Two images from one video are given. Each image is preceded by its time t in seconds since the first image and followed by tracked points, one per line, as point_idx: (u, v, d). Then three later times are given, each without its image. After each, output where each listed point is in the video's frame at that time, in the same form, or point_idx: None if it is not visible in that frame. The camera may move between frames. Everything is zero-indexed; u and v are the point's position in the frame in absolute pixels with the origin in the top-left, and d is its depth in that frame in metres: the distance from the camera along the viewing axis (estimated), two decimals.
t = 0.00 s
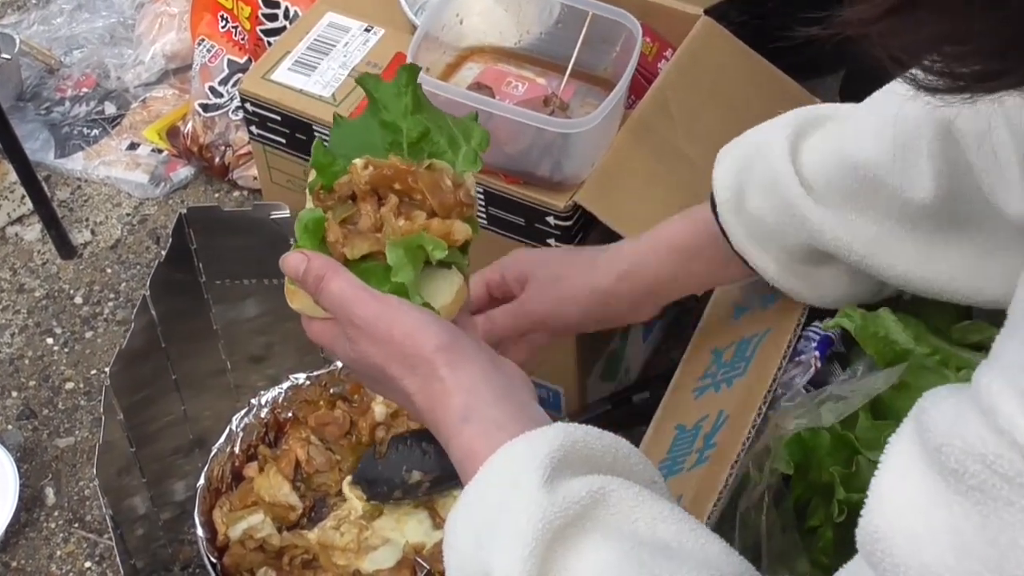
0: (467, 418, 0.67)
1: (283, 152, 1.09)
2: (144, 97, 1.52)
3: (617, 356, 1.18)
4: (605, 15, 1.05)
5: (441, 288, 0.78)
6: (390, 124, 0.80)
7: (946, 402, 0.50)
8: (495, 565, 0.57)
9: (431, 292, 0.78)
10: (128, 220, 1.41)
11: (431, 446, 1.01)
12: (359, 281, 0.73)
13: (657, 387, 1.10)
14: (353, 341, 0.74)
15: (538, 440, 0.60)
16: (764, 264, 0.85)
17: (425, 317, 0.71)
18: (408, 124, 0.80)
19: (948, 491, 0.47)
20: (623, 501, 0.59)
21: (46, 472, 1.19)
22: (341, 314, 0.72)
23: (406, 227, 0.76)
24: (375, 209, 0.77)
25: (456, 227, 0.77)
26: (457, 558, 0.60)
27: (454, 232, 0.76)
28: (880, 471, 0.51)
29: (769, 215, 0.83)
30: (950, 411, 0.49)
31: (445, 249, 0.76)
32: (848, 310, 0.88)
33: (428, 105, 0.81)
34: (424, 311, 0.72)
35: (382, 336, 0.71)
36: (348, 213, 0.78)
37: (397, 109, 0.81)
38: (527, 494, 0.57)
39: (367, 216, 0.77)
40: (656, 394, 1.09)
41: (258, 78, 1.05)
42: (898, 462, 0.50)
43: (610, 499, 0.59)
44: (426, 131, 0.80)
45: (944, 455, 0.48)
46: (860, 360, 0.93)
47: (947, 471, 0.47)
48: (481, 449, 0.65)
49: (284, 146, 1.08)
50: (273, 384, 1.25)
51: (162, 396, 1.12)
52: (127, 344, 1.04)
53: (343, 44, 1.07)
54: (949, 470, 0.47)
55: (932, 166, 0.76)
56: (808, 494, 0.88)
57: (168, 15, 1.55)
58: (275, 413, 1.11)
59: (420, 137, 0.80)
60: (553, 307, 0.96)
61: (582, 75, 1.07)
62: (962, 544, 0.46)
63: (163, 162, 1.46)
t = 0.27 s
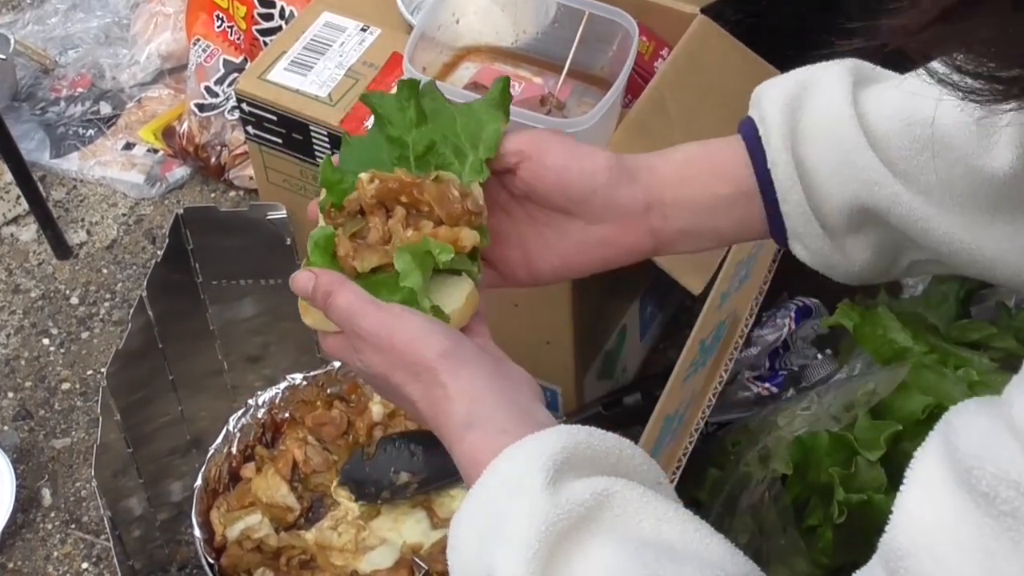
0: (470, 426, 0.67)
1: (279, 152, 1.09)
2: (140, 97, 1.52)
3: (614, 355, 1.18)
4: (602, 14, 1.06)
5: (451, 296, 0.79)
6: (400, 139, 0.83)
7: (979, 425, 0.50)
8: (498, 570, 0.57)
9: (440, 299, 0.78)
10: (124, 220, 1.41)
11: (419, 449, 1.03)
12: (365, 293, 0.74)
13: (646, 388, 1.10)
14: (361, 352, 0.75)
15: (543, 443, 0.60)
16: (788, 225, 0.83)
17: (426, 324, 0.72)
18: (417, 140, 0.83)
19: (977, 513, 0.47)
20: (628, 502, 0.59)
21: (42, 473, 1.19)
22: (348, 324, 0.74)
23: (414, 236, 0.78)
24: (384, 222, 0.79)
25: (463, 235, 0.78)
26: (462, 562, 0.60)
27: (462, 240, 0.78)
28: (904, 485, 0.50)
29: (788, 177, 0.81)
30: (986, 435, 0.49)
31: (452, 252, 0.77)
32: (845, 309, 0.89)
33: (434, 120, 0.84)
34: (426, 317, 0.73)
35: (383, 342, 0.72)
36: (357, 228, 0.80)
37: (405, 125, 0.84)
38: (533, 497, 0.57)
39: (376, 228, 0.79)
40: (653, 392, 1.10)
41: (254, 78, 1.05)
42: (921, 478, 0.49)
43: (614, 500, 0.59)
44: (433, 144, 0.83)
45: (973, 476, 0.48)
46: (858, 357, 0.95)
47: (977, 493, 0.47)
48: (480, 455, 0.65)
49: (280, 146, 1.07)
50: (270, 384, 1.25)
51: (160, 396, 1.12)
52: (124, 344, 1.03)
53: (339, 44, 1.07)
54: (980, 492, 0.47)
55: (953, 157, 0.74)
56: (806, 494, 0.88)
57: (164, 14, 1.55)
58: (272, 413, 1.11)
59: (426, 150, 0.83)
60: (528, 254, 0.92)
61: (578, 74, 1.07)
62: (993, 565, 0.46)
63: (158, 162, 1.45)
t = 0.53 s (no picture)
0: (468, 425, 0.66)
1: (278, 149, 1.08)
2: (139, 93, 1.52)
3: (613, 352, 1.18)
4: (603, 12, 1.05)
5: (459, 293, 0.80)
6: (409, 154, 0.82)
7: (988, 442, 0.49)
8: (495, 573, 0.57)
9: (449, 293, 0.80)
10: (122, 217, 1.41)
11: (415, 447, 1.03)
12: (364, 289, 0.75)
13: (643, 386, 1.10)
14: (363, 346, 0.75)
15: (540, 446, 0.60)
16: (806, 240, 0.82)
17: (425, 320, 0.72)
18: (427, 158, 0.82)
19: (993, 540, 0.47)
20: (626, 503, 0.59)
21: (41, 469, 1.19)
22: (349, 320, 0.74)
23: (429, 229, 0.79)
24: (393, 237, 0.79)
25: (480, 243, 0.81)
26: (458, 563, 0.60)
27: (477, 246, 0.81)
28: (916, 505, 0.50)
29: (810, 194, 0.79)
30: (997, 455, 0.48)
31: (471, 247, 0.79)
32: (846, 307, 0.91)
33: (440, 137, 0.82)
34: (423, 313, 0.73)
35: (384, 339, 0.72)
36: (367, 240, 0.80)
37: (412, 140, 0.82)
38: (529, 500, 0.57)
39: (387, 245, 0.79)
40: (652, 390, 1.10)
41: (254, 74, 1.05)
42: (937, 502, 0.49)
43: (612, 501, 0.59)
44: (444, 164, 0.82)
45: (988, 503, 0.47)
46: (857, 354, 0.96)
47: (992, 521, 0.47)
48: (478, 454, 0.65)
49: (279, 142, 1.07)
50: (269, 381, 1.25)
51: (159, 393, 1.12)
52: (123, 341, 1.03)
53: (339, 41, 1.07)
54: (995, 521, 0.47)
55: (975, 174, 0.72)
56: (806, 492, 0.88)
57: (162, 11, 1.54)
58: (271, 410, 1.11)
59: (434, 173, 0.82)
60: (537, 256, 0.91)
61: (579, 72, 1.07)
62: None
63: (157, 158, 1.45)
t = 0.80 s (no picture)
0: (475, 427, 0.67)
1: (281, 150, 1.08)
2: (141, 93, 1.52)
3: (614, 354, 1.18)
4: (606, 14, 1.06)
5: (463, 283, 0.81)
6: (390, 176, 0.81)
7: (992, 444, 0.49)
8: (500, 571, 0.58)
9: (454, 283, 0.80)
10: (124, 216, 1.41)
11: (415, 448, 1.04)
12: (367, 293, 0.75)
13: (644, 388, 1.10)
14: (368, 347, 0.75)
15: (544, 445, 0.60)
16: (811, 236, 0.82)
17: (433, 322, 0.72)
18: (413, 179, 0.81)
19: (996, 544, 0.47)
20: (631, 501, 0.59)
21: (41, 468, 1.19)
22: (355, 325, 0.74)
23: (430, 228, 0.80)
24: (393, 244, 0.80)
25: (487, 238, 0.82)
26: (467, 562, 0.61)
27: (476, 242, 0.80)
28: (921, 504, 0.50)
29: (815, 189, 0.79)
30: (1001, 457, 0.48)
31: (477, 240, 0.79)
32: (849, 309, 0.91)
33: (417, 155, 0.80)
34: (431, 315, 0.73)
35: (392, 343, 0.72)
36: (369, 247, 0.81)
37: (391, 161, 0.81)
38: (534, 500, 0.58)
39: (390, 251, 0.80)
40: (653, 392, 1.10)
41: (257, 74, 1.05)
42: (941, 503, 0.49)
43: (617, 500, 0.59)
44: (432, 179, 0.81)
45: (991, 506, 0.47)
46: (859, 357, 0.96)
47: (994, 524, 0.47)
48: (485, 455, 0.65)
49: (282, 143, 1.07)
50: (270, 380, 1.25)
51: (160, 392, 1.12)
52: (125, 340, 1.04)
53: (342, 42, 1.07)
54: (997, 524, 0.46)
55: (971, 177, 0.69)
56: (808, 495, 0.88)
57: (165, 11, 1.54)
58: (272, 410, 1.11)
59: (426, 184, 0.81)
60: (540, 252, 0.91)
61: (582, 74, 1.07)
62: None
63: (159, 158, 1.45)
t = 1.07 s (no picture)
0: (458, 430, 0.67)
1: (280, 149, 1.08)
2: (140, 93, 1.52)
3: (613, 353, 1.18)
4: (604, 13, 1.06)
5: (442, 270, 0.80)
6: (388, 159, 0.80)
7: (989, 444, 0.49)
8: None
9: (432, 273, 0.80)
10: (123, 217, 1.41)
11: (414, 447, 1.04)
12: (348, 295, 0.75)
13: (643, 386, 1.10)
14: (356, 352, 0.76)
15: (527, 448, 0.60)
16: (814, 189, 0.87)
17: (411, 324, 0.72)
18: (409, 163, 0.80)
19: (993, 545, 0.47)
20: (618, 501, 0.59)
21: (41, 468, 1.19)
22: (335, 330, 0.74)
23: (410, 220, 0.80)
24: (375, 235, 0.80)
25: (469, 227, 0.82)
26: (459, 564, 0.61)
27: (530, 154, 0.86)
28: (915, 504, 0.50)
29: (825, 140, 0.85)
30: (996, 458, 0.48)
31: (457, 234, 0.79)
32: (846, 307, 0.91)
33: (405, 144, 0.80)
34: (408, 316, 0.73)
35: (370, 348, 0.72)
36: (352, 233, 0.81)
37: (383, 148, 0.80)
38: (518, 508, 0.58)
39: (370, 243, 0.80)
40: (652, 391, 1.10)
41: (256, 74, 1.05)
42: (936, 501, 0.49)
43: (603, 500, 0.59)
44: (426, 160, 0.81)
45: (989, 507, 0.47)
46: (859, 355, 0.96)
47: (992, 525, 0.47)
48: (469, 458, 0.65)
49: (282, 143, 1.07)
50: (269, 380, 1.25)
51: (160, 392, 1.12)
52: (125, 339, 1.04)
53: (342, 41, 1.07)
54: (995, 526, 0.47)
55: (971, 170, 0.78)
56: (807, 493, 0.88)
57: (164, 12, 1.54)
58: (272, 410, 1.11)
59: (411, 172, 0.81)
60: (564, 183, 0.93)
61: (579, 73, 1.07)
62: None
63: (158, 158, 1.46)
